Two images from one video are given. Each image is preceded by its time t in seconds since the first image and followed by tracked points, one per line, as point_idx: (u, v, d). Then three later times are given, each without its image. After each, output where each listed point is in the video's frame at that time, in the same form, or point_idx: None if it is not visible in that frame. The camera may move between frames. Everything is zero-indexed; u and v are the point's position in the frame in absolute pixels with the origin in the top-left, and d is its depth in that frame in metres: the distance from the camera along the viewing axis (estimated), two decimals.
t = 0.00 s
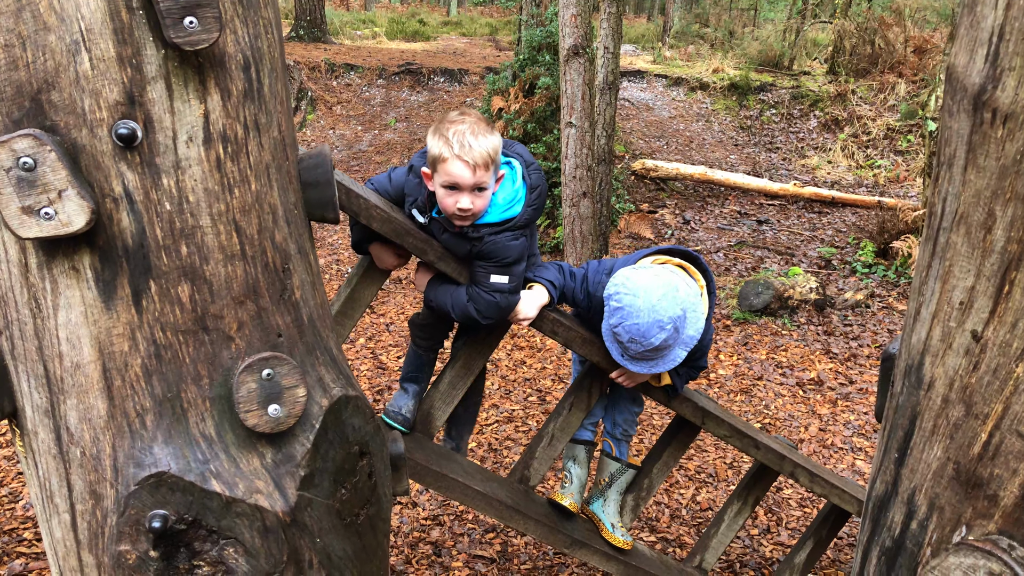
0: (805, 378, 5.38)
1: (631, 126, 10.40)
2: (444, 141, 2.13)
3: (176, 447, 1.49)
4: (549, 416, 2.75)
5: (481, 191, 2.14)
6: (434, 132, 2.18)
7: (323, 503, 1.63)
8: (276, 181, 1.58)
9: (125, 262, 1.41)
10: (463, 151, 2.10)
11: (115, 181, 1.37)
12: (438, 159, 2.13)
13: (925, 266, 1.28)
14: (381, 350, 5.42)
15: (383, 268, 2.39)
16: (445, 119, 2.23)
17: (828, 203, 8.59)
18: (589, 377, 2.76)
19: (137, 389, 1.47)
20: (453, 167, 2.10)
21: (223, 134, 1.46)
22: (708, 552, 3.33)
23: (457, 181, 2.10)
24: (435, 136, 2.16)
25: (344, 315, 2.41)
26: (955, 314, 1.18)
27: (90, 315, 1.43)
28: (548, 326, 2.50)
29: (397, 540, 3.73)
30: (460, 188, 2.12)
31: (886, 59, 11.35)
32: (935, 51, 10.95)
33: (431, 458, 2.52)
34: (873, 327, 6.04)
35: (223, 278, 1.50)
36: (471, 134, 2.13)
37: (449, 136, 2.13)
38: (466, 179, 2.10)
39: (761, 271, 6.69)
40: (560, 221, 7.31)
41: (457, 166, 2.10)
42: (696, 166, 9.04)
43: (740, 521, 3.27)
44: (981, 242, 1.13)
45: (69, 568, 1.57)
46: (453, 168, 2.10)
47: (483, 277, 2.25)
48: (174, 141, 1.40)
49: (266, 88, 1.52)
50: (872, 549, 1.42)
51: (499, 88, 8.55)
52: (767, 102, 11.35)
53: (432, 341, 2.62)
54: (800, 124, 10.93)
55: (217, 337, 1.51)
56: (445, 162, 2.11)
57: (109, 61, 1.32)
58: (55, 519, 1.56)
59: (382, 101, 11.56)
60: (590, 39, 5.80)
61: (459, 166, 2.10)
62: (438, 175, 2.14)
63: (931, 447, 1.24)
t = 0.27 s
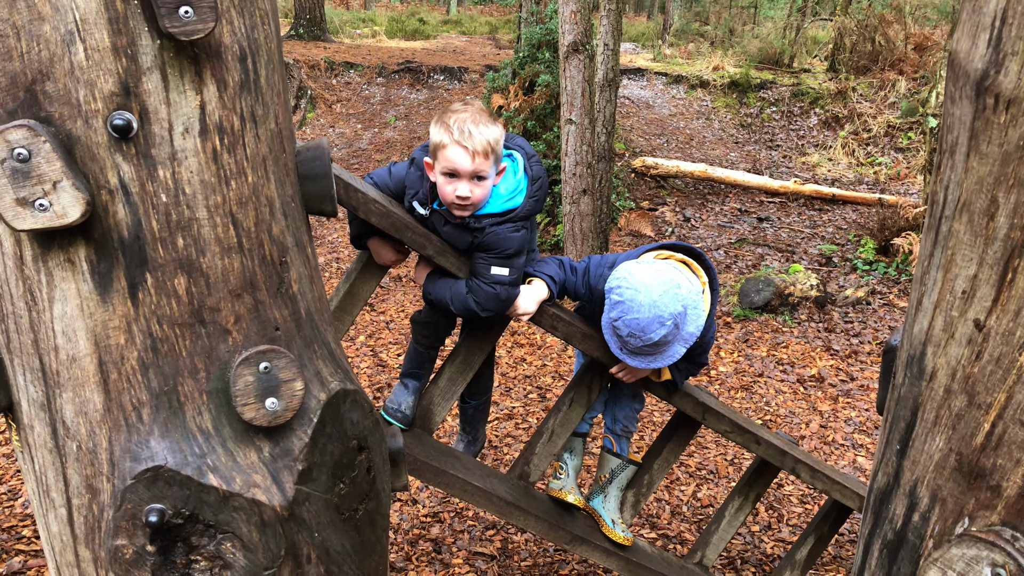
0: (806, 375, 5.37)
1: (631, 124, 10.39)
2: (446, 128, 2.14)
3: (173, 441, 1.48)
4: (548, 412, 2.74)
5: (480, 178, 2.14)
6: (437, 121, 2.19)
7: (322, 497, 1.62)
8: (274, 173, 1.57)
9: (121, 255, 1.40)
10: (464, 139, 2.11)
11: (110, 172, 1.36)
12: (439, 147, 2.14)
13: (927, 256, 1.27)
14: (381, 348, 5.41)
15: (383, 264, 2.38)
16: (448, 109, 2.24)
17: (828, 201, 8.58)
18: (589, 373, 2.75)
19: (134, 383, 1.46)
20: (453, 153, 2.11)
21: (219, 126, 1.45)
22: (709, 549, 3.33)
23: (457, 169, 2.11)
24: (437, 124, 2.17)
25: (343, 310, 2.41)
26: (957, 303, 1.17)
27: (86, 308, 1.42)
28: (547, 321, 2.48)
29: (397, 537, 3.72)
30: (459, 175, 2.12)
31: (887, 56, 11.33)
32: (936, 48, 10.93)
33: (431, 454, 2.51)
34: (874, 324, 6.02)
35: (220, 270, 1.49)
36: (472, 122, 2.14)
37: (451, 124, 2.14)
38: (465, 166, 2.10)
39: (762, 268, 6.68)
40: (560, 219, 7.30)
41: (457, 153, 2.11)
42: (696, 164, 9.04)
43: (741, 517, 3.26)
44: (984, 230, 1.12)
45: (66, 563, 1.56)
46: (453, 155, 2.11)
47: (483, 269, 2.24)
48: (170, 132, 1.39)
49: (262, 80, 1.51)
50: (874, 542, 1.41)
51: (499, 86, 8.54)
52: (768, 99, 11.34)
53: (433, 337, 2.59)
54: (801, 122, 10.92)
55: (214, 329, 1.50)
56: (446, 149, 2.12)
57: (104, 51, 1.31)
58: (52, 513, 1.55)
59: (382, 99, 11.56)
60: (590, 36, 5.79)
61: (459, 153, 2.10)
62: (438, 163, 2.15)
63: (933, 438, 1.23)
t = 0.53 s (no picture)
0: (806, 374, 5.36)
1: (631, 124, 10.39)
2: (449, 122, 2.17)
3: (170, 435, 1.47)
4: (548, 410, 2.73)
5: (482, 172, 2.16)
6: (440, 116, 2.22)
7: (320, 492, 1.61)
8: (271, 166, 1.57)
9: (118, 248, 1.40)
10: (466, 132, 2.14)
11: (107, 165, 1.36)
12: (441, 140, 2.16)
13: (925, 248, 1.28)
14: (381, 347, 5.41)
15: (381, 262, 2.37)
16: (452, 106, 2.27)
17: (828, 201, 8.58)
18: (588, 370, 2.74)
19: (131, 377, 1.45)
20: (456, 145, 2.13)
21: (216, 119, 1.44)
22: (709, 547, 3.32)
23: (459, 162, 2.13)
24: (440, 119, 2.20)
25: (342, 306, 2.40)
26: (956, 294, 1.17)
27: (82, 301, 1.41)
28: (546, 317, 2.48)
29: (396, 535, 3.72)
30: (461, 168, 2.14)
31: (887, 56, 11.33)
32: (935, 48, 10.93)
33: (430, 451, 2.51)
34: (873, 323, 6.02)
35: (217, 264, 1.49)
36: (476, 116, 2.17)
37: (454, 118, 2.17)
38: (467, 159, 2.13)
39: (762, 268, 6.68)
40: (559, 218, 7.30)
41: (460, 146, 2.13)
42: (696, 164, 9.04)
43: (740, 515, 3.25)
44: (982, 221, 1.12)
45: (63, 558, 1.55)
46: (456, 148, 2.13)
47: (484, 263, 2.24)
48: (167, 125, 1.39)
49: (260, 73, 1.51)
50: (871, 536, 1.42)
51: (499, 86, 8.55)
52: (768, 99, 11.34)
53: (432, 333, 2.59)
54: (800, 122, 10.92)
55: (212, 324, 1.50)
56: (448, 142, 2.15)
57: (101, 43, 1.30)
58: (49, 508, 1.55)
59: (382, 99, 11.57)
60: (589, 35, 5.79)
61: (462, 146, 2.13)
62: (440, 156, 2.17)
63: (931, 431, 1.24)
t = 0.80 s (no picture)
0: (806, 371, 5.36)
1: (631, 122, 10.38)
2: (455, 111, 2.18)
3: (169, 426, 1.46)
4: (548, 405, 2.73)
5: (488, 160, 2.18)
6: (446, 106, 2.23)
7: (320, 484, 1.61)
8: (270, 156, 1.56)
9: (118, 238, 1.39)
10: (473, 120, 2.15)
11: (106, 154, 1.35)
12: (447, 129, 2.18)
13: (930, 234, 1.35)
14: (381, 344, 5.41)
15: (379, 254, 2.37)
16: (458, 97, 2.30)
17: (828, 199, 8.57)
18: (589, 365, 2.74)
19: (130, 367, 1.45)
20: (463, 133, 2.15)
21: (216, 108, 1.43)
22: (709, 542, 3.31)
23: (465, 150, 2.15)
24: (446, 108, 2.22)
25: (342, 299, 2.40)
26: (959, 281, 1.25)
27: (81, 291, 1.41)
28: (547, 311, 2.47)
29: (396, 531, 3.71)
30: (467, 157, 2.16)
31: (887, 55, 11.32)
32: (935, 47, 10.92)
33: (429, 444, 2.50)
34: (874, 321, 6.02)
35: (217, 254, 1.48)
36: (482, 105, 2.19)
37: (460, 107, 2.19)
38: (473, 148, 2.14)
39: (762, 266, 6.67)
40: (559, 216, 7.29)
41: (466, 134, 2.15)
42: (696, 162, 9.03)
43: (741, 511, 3.25)
44: (987, 206, 1.19)
45: (62, 550, 1.55)
46: (462, 136, 2.15)
47: (485, 254, 2.24)
48: (166, 113, 1.38)
49: (260, 63, 1.50)
50: (876, 523, 1.50)
51: (499, 84, 8.54)
52: (767, 98, 11.32)
53: (432, 327, 2.60)
54: (800, 121, 10.91)
55: (211, 314, 1.49)
56: (454, 131, 2.16)
57: (100, 31, 1.30)
58: (48, 500, 1.54)
59: (382, 97, 11.54)
60: (590, 32, 5.78)
61: (468, 134, 2.15)
62: (446, 146, 2.19)
63: (935, 419, 1.31)
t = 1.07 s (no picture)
0: (808, 370, 5.36)
1: (632, 121, 10.38)
2: (462, 108, 2.19)
3: (172, 425, 1.46)
4: (550, 404, 2.72)
5: (494, 159, 2.19)
6: (452, 104, 2.24)
7: (322, 483, 1.61)
8: (272, 155, 1.56)
9: (119, 237, 1.39)
10: (479, 118, 2.16)
11: (109, 153, 1.35)
12: (452, 126, 2.18)
13: (932, 233, 1.36)
14: (382, 343, 5.41)
15: (380, 254, 2.37)
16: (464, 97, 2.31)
17: (829, 198, 8.57)
18: (591, 363, 2.74)
19: (133, 366, 1.45)
20: (469, 130, 2.15)
21: (218, 108, 1.44)
22: (711, 541, 3.31)
23: (470, 147, 2.15)
24: (451, 106, 2.22)
25: (344, 299, 2.40)
26: (963, 280, 1.26)
27: (84, 290, 1.41)
28: (549, 310, 2.47)
29: (398, 530, 3.71)
30: (472, 154, 2.16)
31: (888, 54, 11.31)
32: (936, 46, 10.91)
33: (431, 444, 2.50)
34: (875, 320, 6.02)
35: (219, 254, 1.48)
36: (488, 104, 2.20)
37: (466, 105, 2.20)
38: (478, 145, 2.15)
39: (763, 265, 6.66)
40: (560, 215, 7.28)
41: (471, 131, 2.15)
42: (697, 161, 9.03)
43: (742, 510, 3.25)
44: (990, 204, 1.21)
45: (64, 549, 1.55)
46: (467, 133, 2.15)
47: (487, 252, 2.24)
48: (169, 113, 1.38)
49: (262, 62, 1.50)
50: (878, 525, 1.50)
51: (499, 83, 8.54)
52: (768, 97, 11.32)
53: (433, 327, 2.60)
54: (801, 120, 10.90)
55: (214, 314, 1.49)
56: (460, 128, 2.17)
57: (102, 30, 1.30)
58: (50, 499, 1.54)
59: (382, 97, 11.55)
60: (591, 31, 5.78)
61: (475, 131, 2.15)
62: (450, 143, 2.19)
63: (938, 418, 1.32)
